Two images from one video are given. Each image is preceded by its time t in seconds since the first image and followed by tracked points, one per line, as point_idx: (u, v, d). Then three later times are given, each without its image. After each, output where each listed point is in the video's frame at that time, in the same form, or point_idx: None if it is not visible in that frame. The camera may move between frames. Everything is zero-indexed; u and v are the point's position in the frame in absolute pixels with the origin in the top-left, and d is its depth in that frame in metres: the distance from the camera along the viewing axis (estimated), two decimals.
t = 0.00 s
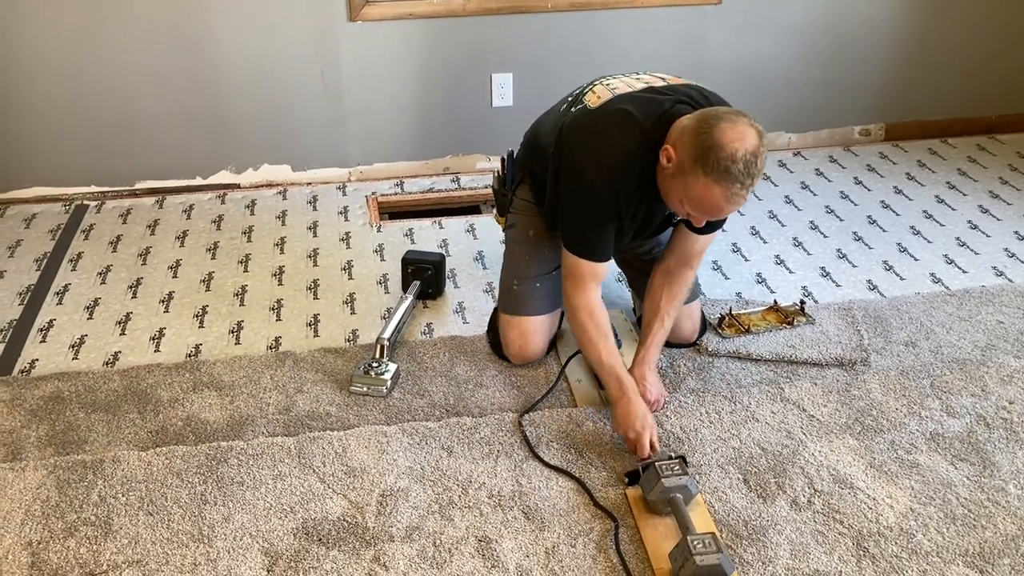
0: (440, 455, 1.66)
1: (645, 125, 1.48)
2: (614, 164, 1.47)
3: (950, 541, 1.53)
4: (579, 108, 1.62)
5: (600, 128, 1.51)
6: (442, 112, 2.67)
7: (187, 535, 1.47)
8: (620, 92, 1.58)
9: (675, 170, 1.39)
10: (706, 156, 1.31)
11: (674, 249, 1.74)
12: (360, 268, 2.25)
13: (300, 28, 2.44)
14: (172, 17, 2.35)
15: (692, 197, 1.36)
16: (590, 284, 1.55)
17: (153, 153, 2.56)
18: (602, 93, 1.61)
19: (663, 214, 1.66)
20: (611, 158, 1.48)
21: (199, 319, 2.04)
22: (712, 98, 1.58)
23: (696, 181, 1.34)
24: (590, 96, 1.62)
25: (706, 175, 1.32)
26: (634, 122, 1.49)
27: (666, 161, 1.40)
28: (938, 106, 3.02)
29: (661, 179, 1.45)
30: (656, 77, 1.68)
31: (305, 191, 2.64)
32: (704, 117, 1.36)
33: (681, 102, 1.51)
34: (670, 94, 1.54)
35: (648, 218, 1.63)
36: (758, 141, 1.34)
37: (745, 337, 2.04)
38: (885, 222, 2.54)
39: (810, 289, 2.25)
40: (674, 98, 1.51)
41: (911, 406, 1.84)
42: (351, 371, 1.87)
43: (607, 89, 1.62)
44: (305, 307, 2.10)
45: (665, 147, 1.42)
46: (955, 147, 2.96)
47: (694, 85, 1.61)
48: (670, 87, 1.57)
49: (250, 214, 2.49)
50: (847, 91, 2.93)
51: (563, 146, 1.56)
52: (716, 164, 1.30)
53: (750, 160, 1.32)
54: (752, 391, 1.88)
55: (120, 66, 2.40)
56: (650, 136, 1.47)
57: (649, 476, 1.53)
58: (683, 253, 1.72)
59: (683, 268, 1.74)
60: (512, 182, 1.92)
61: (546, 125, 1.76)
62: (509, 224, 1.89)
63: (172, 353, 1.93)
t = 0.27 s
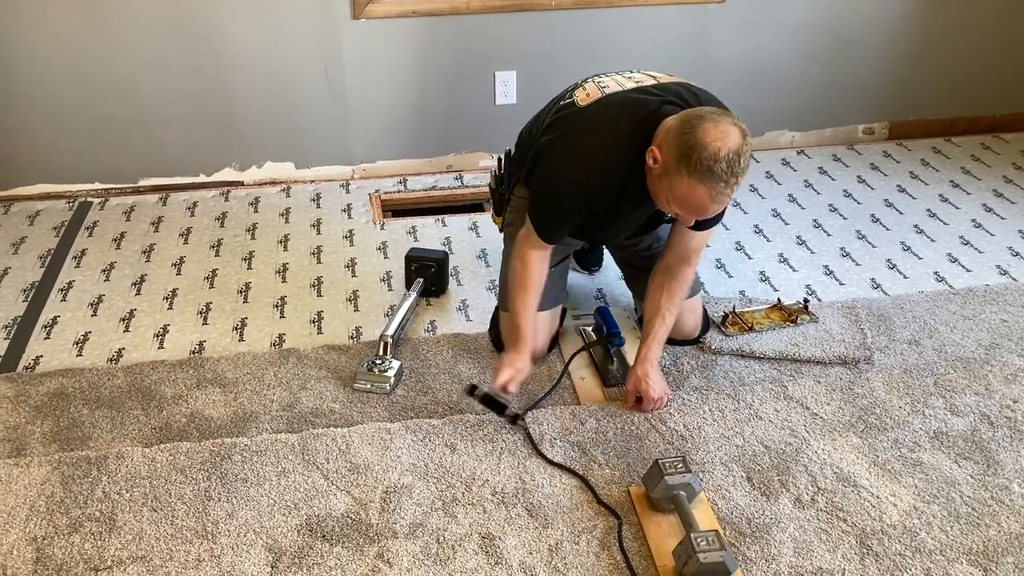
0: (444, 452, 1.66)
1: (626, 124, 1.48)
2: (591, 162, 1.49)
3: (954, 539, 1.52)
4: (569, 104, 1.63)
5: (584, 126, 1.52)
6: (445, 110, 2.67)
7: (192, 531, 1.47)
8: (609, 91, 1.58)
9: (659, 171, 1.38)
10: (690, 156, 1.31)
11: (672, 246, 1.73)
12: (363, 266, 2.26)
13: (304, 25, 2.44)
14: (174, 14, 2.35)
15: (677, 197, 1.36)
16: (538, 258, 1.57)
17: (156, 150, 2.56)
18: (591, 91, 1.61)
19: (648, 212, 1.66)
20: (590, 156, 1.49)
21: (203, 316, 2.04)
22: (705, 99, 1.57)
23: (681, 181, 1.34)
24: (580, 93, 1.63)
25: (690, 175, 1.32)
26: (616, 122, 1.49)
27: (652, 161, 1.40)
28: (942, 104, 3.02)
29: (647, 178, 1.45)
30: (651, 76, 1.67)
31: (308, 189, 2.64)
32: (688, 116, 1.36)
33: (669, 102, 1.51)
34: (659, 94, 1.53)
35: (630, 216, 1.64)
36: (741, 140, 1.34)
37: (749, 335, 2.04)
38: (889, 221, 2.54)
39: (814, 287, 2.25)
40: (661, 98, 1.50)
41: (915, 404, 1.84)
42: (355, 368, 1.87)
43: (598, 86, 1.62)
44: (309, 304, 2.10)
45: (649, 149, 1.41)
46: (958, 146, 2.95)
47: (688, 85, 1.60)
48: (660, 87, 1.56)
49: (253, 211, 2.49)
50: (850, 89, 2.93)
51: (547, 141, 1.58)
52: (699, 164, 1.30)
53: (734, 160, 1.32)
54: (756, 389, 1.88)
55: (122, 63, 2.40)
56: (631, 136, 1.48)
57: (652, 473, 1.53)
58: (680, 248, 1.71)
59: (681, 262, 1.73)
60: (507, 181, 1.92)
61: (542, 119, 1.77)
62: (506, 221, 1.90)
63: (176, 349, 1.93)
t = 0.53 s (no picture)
0: (444, 449, 1.66)
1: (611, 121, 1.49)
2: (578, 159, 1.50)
3: (954, 537, 1.52)
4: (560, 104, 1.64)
5: (573, 124, 1.53)
6: (446, 108, 2.67)
7: (192, 528, 1.47)
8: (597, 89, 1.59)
9: (642, 167, 1.39)
10: (668, 151, 1.32)
11: (669, 242, 1.73)
12: (364, 263, 2.26)
13: (306, 22, 2.44)
14: (176, 10, 2.35)
15: (658, 193, 1.36)
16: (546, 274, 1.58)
17: (157, 147, 2.56)
18: (582, 89, 1.62)
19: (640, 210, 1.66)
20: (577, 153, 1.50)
21: (204, 313, 2.05)
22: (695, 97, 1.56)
23: (661, 177, 1.34)
24: (570, 92, 1.64)
25: (668, 170, 1.32)
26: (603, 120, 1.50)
27: (635, 159, 1.40)
28: (944, 103, 3.01)
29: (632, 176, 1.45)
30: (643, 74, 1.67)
31: (309, 186, 2.64)
32: (668, 113, 1.36)
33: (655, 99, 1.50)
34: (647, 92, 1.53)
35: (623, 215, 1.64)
36: (721, 136, 1.33)
37: (750, 333, 2.04)
38: (890, 220, 2.54)
39: (815, 285, 2.25)
40: (649, 95, 1.50)
41: (916, 402, 1.84)
42: (356, 365, 1.87)
43: (587, 85, 1.63)
44: (310, 301, 2.10)
45: (633, 146, 1.42)
46: (960, 145, 2.95)
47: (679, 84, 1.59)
48: (649, 84, 1.56)
49: (254, 209, 2.50)
50: (852, 88, 2.92)
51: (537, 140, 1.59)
52: (676, 159, 1.31)
53: (714, 155, 1.31)
54: (756, 387, 1.88)
55: (124, 59, 2.40)
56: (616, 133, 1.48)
57: (653, 471, 1.53)
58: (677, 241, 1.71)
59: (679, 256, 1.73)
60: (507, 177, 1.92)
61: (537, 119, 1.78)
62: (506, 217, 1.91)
63: (177, 346, 1.93)
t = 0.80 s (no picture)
0: (442, 448, 1.66)
1: (607, 140, 1.46)
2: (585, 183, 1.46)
3: (951, 536, 1.52)
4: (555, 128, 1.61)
5: (572, 147, 1.50)
6: (446, 106, 2.67)
7: (189, 526, 1.47)
8: (588, 108, 1.56)
9: (631, 178, 1.38)
10: (652, 165, 1.31)
11: (671, 241, 1.73)
12: (362, 262, 2.26)
13: (306, 22, 2.44)
14: (177, 10, 2.36)
15: (647, 205, 1.36)
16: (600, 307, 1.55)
17: (156, 147, 2.56)
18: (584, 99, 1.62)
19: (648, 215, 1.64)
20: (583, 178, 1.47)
21: (202, 312, 2.05)
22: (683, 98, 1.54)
23: (647, 189, 1.33)
24: (562, 115, 1.61)
25: (654, 183, 1.31)
26: (599, 139, 1.48)
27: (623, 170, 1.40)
28: (944, 102, 3.01)
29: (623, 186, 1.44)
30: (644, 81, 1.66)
31: (308, 185, 2.64)
32: (654, 124, 1.35)
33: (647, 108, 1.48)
34: (636, 101, 1.50)
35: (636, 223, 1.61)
36: (707, 146, 1.32)
37: (748, 332, 2.04)
38: (890, 219, 2.53)
39: (814, 285, 2.25)
40: (639, 105, 1.48)
41: (914, 402, 1.83)
42: (354, 364, 1.87)
43: (578, 105, 1.60)
44: (309, 300, 2.10)
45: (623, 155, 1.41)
46: (960, 144, 2.95)
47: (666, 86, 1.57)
48: (638, 92, 1.54)
49: (253, 207, 2.50)
50: (852, 87, 2.92)
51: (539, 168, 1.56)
52: (661, 172, 1.30)
53: (699, 167, 1.30)
54: (755, 386, 1.88)
55: (125, 58, 2.41)
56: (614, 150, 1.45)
57: (650, 470, 1.53)
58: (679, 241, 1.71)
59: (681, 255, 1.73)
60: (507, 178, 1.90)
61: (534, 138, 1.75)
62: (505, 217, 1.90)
63: (175, 344, 1.93)
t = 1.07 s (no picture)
0: (440, 448, 1.66)
1: (620, 136, 1.46)
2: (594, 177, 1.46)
3: (950, 536, 1.52)
4: (563, 118, 1.59)
5: (582, 139, 1.49)
6: (445, 106, 2.67)
7: (187, 525, 1.47)
8: (602, 101, 1.55)
9: (650, 177, 1.38)
10: (679, 163, 1.30)
11: (674, 242, 1.73)
12: (361, 262, 2.26)
13: (307, 22, 2.45)
14: (178, 10, 2.36)
15: (667, 204, 1.35)
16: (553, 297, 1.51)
17: (156, 146, 2.56)
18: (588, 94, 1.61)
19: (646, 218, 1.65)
20: (592, 172, 1.46)
21: (200, 311, 2.05)
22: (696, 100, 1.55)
23: (670, 189, 1.33)
24: (573, 106, 1.59)
25: (679, 183, 1.31)
26: (612, 135, 1.47)
27: (642, 168, 1.39)
28: (942, 102, 3.01)
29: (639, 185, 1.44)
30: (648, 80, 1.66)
31: (307, 184, 2.64)
32: (678, 122, 1.34)
33: (663, 108, 1.48)
34: (652, 100, 1.50)
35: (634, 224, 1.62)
36: (733, 147, 1.32)
37: (747, 332, 2.04)
38: (888, 219, 2.53)
39: (812, 284, 2.25)
40: (656, 104, 1.48)
41: (913, 401, 1.84)
42: (353, 363, 1.87)
43: (590, 98, 1.59)
44: (307, 299, 2.10)
45: (641, 154, 1.40)
46: (959, 144, 2.95)
47: (680, 87, 1.58)
48: (652, 92, 1.54)
49: (252, 207, 2.50)
50: (851, 87, 2.92)
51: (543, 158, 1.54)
52: (688, 171, 1.29)
53: (725, 167, 1.30)
54: (753, 385, 1.88)
55: (125, 58, 2.41)
56: (629, 148, 1.45)
57: (649, 470, 1.53)
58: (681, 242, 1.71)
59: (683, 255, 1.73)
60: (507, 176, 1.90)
61: (536, 131, 1.74)
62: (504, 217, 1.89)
63: (173, 344, 1.93)
